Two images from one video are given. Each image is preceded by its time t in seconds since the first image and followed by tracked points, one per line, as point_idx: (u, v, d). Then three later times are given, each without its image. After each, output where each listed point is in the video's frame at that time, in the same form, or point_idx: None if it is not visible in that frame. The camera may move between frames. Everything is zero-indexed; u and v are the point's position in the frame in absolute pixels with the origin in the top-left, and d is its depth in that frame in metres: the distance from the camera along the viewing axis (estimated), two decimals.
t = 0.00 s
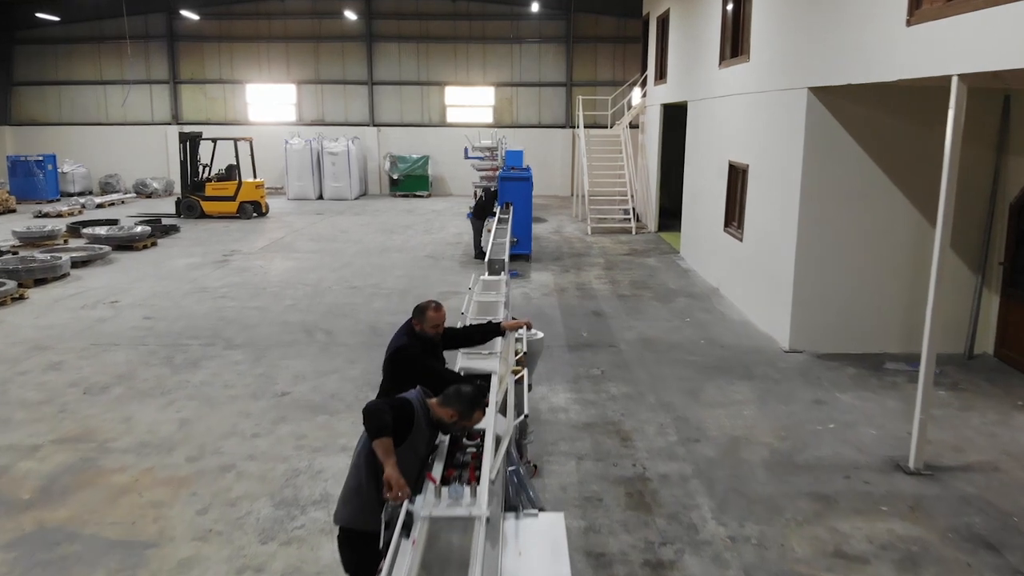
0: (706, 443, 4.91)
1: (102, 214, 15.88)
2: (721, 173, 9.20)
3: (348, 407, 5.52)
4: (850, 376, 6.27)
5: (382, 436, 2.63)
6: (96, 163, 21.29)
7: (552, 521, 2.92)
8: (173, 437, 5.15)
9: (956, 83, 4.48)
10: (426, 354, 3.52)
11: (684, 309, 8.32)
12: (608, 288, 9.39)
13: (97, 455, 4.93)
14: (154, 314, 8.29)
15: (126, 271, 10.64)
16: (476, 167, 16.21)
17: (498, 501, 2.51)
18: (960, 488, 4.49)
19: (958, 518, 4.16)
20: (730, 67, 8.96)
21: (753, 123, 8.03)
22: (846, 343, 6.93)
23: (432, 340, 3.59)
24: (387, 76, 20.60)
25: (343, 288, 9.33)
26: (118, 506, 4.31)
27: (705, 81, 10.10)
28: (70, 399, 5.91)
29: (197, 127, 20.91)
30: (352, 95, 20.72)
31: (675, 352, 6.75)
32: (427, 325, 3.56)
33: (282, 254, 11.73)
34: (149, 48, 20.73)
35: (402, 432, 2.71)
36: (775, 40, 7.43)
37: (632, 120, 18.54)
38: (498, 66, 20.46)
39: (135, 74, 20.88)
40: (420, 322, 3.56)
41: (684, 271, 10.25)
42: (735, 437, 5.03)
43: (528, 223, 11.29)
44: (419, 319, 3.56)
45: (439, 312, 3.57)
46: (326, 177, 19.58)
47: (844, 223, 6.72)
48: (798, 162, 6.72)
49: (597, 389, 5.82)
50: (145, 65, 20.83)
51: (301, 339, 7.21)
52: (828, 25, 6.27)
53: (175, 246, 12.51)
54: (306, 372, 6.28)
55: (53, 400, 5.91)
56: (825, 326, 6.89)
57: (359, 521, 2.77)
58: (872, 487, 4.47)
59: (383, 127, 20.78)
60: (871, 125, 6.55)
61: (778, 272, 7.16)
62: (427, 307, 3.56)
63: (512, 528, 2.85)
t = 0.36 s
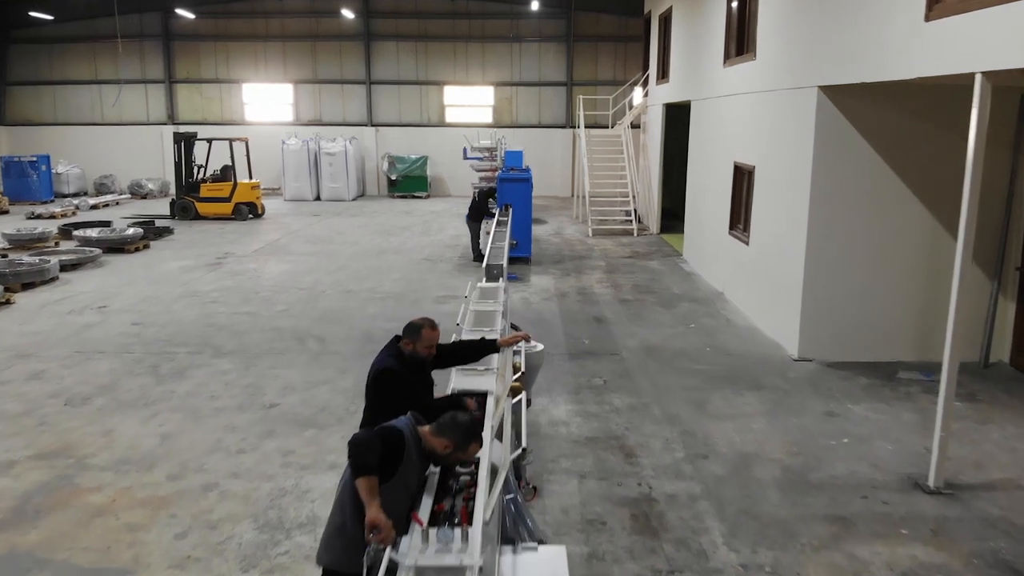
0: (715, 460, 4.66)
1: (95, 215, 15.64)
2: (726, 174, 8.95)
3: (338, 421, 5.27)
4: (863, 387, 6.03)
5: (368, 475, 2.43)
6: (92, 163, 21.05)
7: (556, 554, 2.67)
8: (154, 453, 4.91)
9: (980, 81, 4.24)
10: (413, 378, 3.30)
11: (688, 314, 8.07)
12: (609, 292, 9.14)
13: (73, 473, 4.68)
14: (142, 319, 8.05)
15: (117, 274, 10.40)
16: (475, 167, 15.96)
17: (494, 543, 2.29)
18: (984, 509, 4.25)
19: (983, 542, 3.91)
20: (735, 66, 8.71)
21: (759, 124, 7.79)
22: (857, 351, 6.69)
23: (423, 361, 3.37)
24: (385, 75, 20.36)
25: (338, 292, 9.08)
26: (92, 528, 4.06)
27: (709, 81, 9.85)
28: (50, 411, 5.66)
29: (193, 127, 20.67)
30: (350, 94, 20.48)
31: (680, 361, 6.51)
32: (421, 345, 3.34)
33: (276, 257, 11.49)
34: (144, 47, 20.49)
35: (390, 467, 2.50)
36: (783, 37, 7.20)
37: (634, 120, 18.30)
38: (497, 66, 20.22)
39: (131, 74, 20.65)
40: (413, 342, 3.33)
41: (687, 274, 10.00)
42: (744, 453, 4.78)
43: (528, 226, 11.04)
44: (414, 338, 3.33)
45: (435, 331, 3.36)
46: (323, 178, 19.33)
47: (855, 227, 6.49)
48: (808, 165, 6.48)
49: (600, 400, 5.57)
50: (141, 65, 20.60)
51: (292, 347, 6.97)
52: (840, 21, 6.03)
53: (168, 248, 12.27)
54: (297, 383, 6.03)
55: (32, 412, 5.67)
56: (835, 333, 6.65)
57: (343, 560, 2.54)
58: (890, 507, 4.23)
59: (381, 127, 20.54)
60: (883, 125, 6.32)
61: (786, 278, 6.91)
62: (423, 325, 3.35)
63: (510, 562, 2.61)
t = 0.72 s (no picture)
0: (724, 478, 4.42)
1: (89, 217, 15.40)
2: (731, 175, 8.72)
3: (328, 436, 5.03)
4: (876, 398, 5.79)
5: (343, 517, 2.15)
6: (87, 164, 20.81)
7: None
8: (135, 470, 4.68)
9: (1005, 78, 4.00)
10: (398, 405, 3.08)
11: (693, 320, 7.83)
12: (611, 296, 8.91)
13: (48, 492, 4.45)
14: (130, 325, 7.82)
15: (107, 278, 10.16)
16: (474, 168, 15.72)
17: None
18: (1010, 533, 4.00)
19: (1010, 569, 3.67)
20: (740, 64, 8.46)
21: (766, 123, 7.55)
22: (868, 359, 6.45)
23: (414, 384, 3.13)
24: (384, 75, 20.11)
25: (333, 296, 8.84)
26: (63, 553, 3.83)
27: (714, 80, 9.60)
28: (28, 424, 5.43)
29: (190, 127, 20.43)
30: (347, 94, 20.23)
31: (686, 370, 6.26)
32: (416, 369, 3.09)
33: (270, 260, 11.24)
34: (139, 46, 20.25)
35: (374, 506, 2.23)
36: (791, 33, 6.95)
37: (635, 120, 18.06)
38: (497, 65, 19.98)
39: (126, 73, 20.40)
40: (409, 364, 3.08)
41: (691, 278, 9.75)
42: (754, 471, 4.55)
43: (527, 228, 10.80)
44: (411, 361, 3.08)
45: (433, 355, 3.12)
46: (320, 179, 19.08)
47: (867, 231, 6.24)
48: (818, 166, 6.24)
49: (602, 413, 5.33)
50: (136, 64, 20.35)
51: (283, 355, 6.73)
52: (851, 17, 5.79)
53: (161, 251, 12.03)
54: (286, 395, 5.79)
55: (10, 425, 5.44)
56: (846, 341, 6.41)
57: None
58: (910, 531, 3.99)
59: (379, 127, 20.30)
60: (896, 125, 6.08)
61: (795, 283, 6.67)
62: (421, 346, 3.10)
63: None
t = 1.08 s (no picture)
0: (734, 500, 4.18)
1: (82, 219, 15.16)
2: (736, 176, 8.48)
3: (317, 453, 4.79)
4: (890, 411, 5.55)
5: None
6: (82, 164, 20.58)
7: None
8: (112, 490, 4.45)
9: None
10: (378, 422, 2.88)
11: (697, 326, 7.60)
12: (613, 301, 8.67)
13: (19, 513, 4.21)
14: (116, 332, 7.58)
15: (97, 282, 9.92)
16: (473, 168, 15.48)
17: None
18: None
19: None
20: (747, 63, 8.22)
21: (773, 123, 7.30)
22: (881, 368, 6.20)
23: (401, 400, 2.90)
24: (382, 74, 19.87)
25: (327, 301, 8.60)
26: None
27: (719, 79, 9.35)
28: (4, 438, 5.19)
29: (186, 128, 20.20)
30: (345, 94, 20.00)
31: (691, 380, 6.02)
32: (403, 385, 2.86)
33: (265, 263, 11.00)
34: (135, 46, 20.02)
35: (356, 561, 2.02)
36: (801, 31, 6.70)
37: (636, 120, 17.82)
38: (497, 64, 19.74)
39: (122, 73, 20.17)
40: (396, 379, 2.85)
41: (695, 282, 9.50)
42: (766, 492, 4.30)
43: (527, 231, 10.55)
44: (398, 376, 2.85)
45: (423, 370, 2.88)
46: (318, 180, 18.84)
47: (879, 235, 6.00)
48: (829, 167, 6.00)
49: (605, 426, 5.08)
50: (132, 64, 20.13)
51: (274, 364, 6.50)
52: (863, 13, 5.54)
53: (153, 254, 11.79)
54: (275, 408, 5.55)
55: None
56: (858, 350, 6.17)
57: None
58: (933, 557, 3.74)
59: (377, 127, 20.07)
60: (911, 127, 5.84)
61: (805, 290, 6.43)
62: (411, 361, 2.87)
63: None
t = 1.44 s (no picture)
0: (746, 523, 3.94)
1: (74, 221, 14.90)
2: (743, 178, 8.23)
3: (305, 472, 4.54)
4: (905, 425, 5.31)
5: None
6: (76, 165, 20.32)
7: None
8: (87, 512, 4.21)
9: None
10: (357, 443, 2.66)
11: (703, 333, 7.35)
12: (615, 307, 8.43)
13: None
14: (102, 339, 7.33)
15: (85, 286, 9.67)
16: (472, 169, 15.22)
17: None
18: None
19: None
20: (753, 61, 7.97)
21: (781, 123, 7.06)
22: (895, 377, 5.95)
23: (383, 421, 2.66)
24: (380, 73, 19.62)
25: (320, 307, 8.36)
26: None
27: (723, 78, 9.10)
28: None
29: (182, 128, 19.95)
30: (343, 94, 19.76)
31: (697, 391, 5.77)
32: (384, 404, 2.61)
33: (258, 266, 10.76)
34: (130, 45, 19.77)
35: None
36: (810, 27, 6.46)
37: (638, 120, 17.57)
38: (496, 64, 19.49)
39: (117, 73, 19.91)
40: (375, 399, 2.60)
41: (699, 287, 9.25)
42: (779, 514, 4.06)
43: (526, 233, 10.30)
44: (379, 395, 2.60)
45: (405, 389, 2.63)
46: (315, 181, 18.58)
47: (893, 239, 5.75)
48: (841, 168, 5.75)
49: (609, 442, 4.84)
50: (127, 63, 19.87)
51: (263, 374, 6.26)
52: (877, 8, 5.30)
53: (145, 257, 11.54)
54: (263, 422, 5.30)
55: None
56: (870, 360, 5.93)
57: None
58: None
59: (375, 127, 19.82)
60: (927, 127, 5.60)
61: (816, 298, 6.18)
62: (391, 378, 2.62)
63: None
